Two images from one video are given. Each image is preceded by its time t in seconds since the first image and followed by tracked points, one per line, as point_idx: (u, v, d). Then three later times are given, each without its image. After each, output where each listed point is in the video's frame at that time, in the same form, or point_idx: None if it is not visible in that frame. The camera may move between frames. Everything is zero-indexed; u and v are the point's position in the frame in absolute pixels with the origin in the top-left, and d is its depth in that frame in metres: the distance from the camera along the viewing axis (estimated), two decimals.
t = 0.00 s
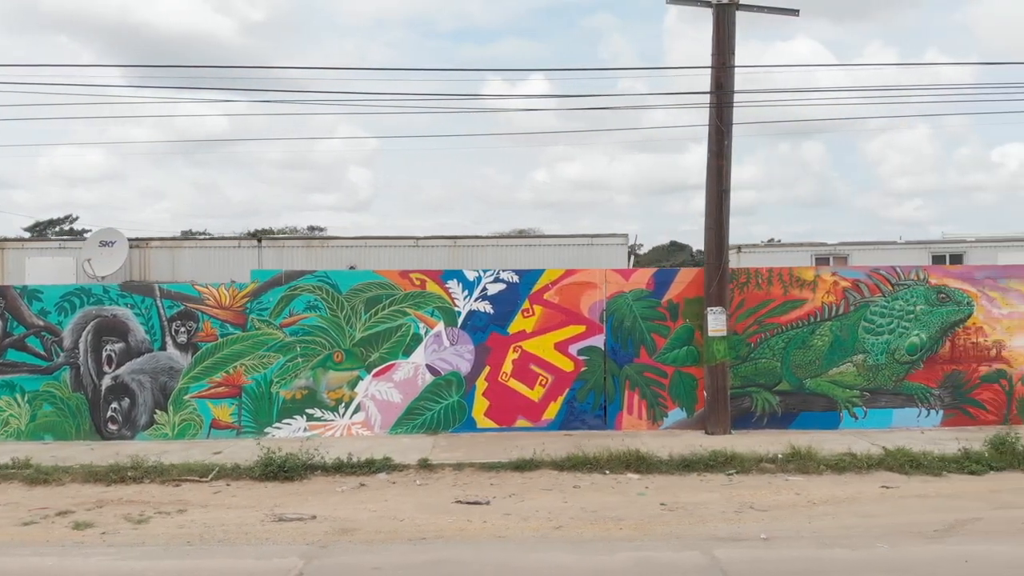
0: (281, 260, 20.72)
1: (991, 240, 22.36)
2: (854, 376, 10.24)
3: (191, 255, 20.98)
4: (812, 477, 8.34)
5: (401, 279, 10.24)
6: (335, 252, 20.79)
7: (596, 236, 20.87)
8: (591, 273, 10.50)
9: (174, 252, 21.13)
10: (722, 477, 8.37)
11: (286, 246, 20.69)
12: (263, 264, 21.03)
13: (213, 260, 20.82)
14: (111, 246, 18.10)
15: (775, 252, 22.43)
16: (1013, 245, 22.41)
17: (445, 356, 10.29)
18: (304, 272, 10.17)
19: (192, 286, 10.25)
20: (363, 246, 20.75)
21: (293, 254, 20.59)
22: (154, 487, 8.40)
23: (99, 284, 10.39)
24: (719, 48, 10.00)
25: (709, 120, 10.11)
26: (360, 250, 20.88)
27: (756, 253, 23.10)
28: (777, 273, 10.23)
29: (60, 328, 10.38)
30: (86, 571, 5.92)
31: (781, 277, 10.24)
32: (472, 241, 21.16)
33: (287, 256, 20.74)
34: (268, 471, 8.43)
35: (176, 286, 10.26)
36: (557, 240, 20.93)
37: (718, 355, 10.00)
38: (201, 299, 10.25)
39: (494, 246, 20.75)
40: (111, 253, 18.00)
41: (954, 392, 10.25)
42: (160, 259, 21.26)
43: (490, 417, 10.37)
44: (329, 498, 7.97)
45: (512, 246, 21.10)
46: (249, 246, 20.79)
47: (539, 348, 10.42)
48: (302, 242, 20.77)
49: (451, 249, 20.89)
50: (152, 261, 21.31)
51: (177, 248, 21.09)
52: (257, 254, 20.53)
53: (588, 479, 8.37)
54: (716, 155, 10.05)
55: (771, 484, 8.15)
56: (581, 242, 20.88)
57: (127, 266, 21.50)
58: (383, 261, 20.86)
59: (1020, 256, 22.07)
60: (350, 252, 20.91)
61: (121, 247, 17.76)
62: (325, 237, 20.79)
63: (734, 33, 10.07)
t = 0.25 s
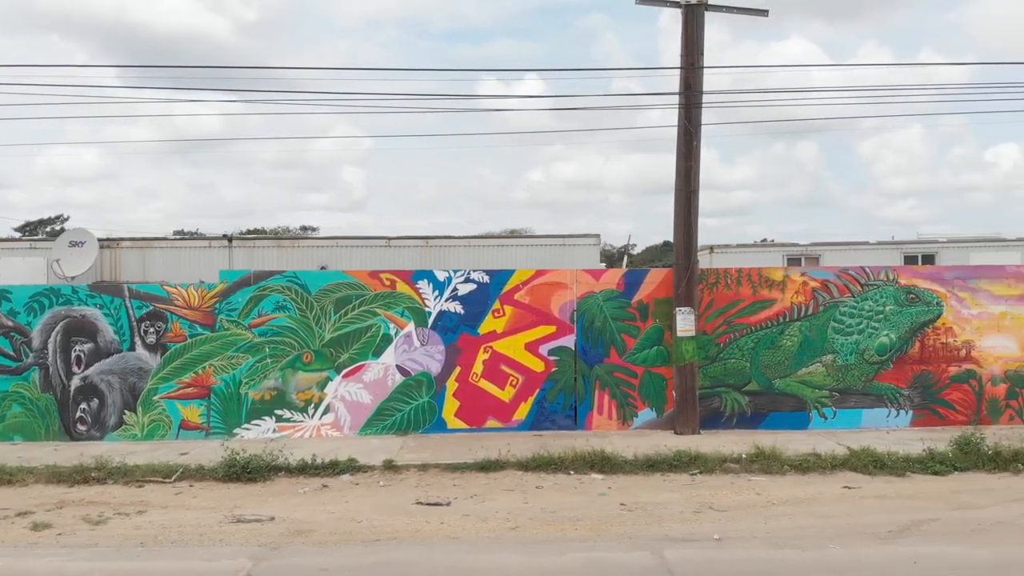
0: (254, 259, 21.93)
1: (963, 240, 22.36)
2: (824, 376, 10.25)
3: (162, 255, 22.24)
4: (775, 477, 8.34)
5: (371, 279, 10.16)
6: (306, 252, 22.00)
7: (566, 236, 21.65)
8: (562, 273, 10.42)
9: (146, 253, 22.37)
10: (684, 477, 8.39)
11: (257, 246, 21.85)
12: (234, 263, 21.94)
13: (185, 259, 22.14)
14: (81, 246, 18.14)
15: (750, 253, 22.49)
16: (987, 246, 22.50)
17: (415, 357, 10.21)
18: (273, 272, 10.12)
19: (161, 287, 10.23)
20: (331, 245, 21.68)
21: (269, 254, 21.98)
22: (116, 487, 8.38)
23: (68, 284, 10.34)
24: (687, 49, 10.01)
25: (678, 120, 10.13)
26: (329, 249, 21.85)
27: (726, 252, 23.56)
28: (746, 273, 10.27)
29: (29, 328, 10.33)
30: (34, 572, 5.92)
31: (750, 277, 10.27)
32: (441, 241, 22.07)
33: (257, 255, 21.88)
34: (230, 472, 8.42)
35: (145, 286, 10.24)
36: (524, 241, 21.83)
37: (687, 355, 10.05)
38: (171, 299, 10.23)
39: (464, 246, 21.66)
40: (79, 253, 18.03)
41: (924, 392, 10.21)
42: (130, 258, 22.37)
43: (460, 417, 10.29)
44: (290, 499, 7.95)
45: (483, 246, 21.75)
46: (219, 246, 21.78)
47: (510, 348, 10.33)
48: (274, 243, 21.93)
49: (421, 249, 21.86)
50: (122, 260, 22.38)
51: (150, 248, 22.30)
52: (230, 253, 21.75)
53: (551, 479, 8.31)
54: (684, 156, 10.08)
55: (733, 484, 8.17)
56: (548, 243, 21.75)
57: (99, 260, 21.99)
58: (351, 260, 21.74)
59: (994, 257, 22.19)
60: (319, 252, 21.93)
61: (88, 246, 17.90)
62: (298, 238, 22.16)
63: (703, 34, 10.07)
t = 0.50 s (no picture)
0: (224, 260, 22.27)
1: (939, 240, 22.33)
2: (794, 376, 10.28)
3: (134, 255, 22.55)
4: (739, 477, 8.33)
5: (341, 279, 10.08)
6: (277, 251, 22.14)
7: (540, 236, 22.06)
8: (533, 273, 10.35)
9: (118, 253, 22.66)
10: (649, 476, 8.40)
11: (228, 246, 22.15)
12: (206, 263, 22.17)
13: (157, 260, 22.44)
14: (52, 247, 18.23)
15: (724, 253, 22.55)
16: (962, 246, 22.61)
17: (386, 357, 10.13)
18: (242, 272, 10.10)
19: (132, 288, 10.22)
20: (303, 245, 21.98)
21: (239, 254, 22.15)
22: (80, 488, 8.38)
23: (38, 285, 10.26)
24: (657, 50, 10.01)
25: (648, 121, 10.14)
26: (300, 249, 22.14)
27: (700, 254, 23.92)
28: (716, 273, 10.32)
29: None
30: None
31: (720, 278, 10.31)
32: (415, 241, 22.31)
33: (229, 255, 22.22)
34: (195, 472, 8.43)
35: (115, 287, 10.22)
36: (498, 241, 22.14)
37: (657, 355, 10.06)
38: (141, 300, 10.21)
39: (439, 245, 21.83)
40: (51, 254, 18.10)
41: (894, 392, 10.19)
42: (103, 259, 22.61)
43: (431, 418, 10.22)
44: (252, 500, 7.93)
45: (457, 246, 22.13)
46: (191, 246, 22.05)
47: (482, 349, 10.26)
48: (246, 243, 22.12)
49: (396, 250, 22.10)
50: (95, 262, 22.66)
51: (122, 248, 22.61)
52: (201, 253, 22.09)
53: (515, 480, 8.29)
54: (654, 156, 10.09)
55: (696, 484, 8.17)
56: (525, 244, 22.05)
57: (69, 259, 22.15)
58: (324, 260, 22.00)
59: (969, 258, 22.31)
60: (291, 251, 22.22)
61: (58, 246, 17.97)
62: (268, 237, 21.98)
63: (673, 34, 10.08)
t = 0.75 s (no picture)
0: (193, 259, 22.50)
1: (904, 241, 22.59)
2: (762, 375, 10.31)
3: (103, 255, 22.77)
4: (701, 477, 8.34)
5: (309, 279, 10.02)
6: (245, 251, 22.38)
7: (512, 236, 22.31)
8: (503, 273, 10.25)
9: (87, 253, 22.82)
10: (611, 476, 8.37)
11: (197, 246, 22.43)
12: (176, 263, 22.37)
13: (126, 260, 22.64)
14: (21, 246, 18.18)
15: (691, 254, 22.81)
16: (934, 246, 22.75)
17: (355, 357, 10.06)
18: (210, 272, 10.09)
19: (100, 288, 10.17)
20: (272, 245, 22.20)
21: (206, 254, 22.33)
22: (42, 488, 8.36)
23: (6, 285, 10.19)
24: (624, 50, 9.98)
25: (616, 121, 10.11)
26: (269, 249, 22.40)
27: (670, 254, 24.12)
28: (684, 273, 10.35)
29: None
30: None
31: (688, 278, 10.34)
32: (385, 241, 22.56)
33: (197, 255, 22.46)
34: (157, 473, 8.42)
35: (83, 287, 10.17)
36: (467, 241, 22.39)
37: (625, 355, 10.07)
38: (109, 300, 10.18)
39: (409, 246, 22.09)
40: (19, 254, 18.00)
41: (862, 392, 10.21)
42: (72, 259, 22.75)
43: (400, 419, 10.14)
44: (212, 501, 7.92)
45: (429, 246, 22.37)
46: (161, 246, 22.26)
47: (451, 349, 10.19)
48: (214, 243, 22.32)
49: (365, 249, 22.34)
50: (66, 262, 22.84)
51: (91, 247, 22.78)
52: (170, 253, 22.33)
53: (477, 480, 8.24)
54: (621, 157, 10.06)
55: (658, 484, 8.17)
56: (495, 242, 22.31)
57: (37, 260, 22.21)
58: (293, 259, 22.24)
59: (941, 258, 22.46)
60: (260, 251, 22.47)
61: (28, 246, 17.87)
62: (236, 237, 22.34)
63: (640, 35, 10.05)
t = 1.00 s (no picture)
0: (162, 259, 22.60)
1: (873, 240, 22.77)
2: (728, 375, 10.35)
3: (72, 254, 22.77)
4: (662, 476, 8.35)
5: (275, 279, 9.98)
6: (213, 251, 22.52)
7: (481, 236, 22.47)
8: (471, 272, 10.15)
9: (55, 253, 22.80)
10: (572, 475, 8.34)
11: (166, 246, 22.55)
12: (143, 263, 22.52)
13: (94, 259, 22.70)
14: None
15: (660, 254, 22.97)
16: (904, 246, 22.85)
17: (322, 357, 9.99)
18: (177, 272, 10.08)
19: (67, 288, 10.13)
20: (241, 245, 22.36)
21: (175, 254, 22.44)
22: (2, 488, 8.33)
23: None
24: (591, 50, 9.94)
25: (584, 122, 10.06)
26: (238, 249, 22.55)
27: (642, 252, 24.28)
28: (652, 273, 10.38)
29: None
30: None
31: (656, 278, 10.37)
32: (355, 240, 22.72)
33: (166, 254, 22.56)
34: (118, 473, 8.40)
35: (49, 287, 10.13)
36: (438, 240, 22.55)
37: (592, 354, 10.00)
38: (76, 300, 10.15)
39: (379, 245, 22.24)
40: None
41: (828, 392, 10.22)
42: (41, 259, 22.76)
43: (367, 419, 10.06)
44: (171, 501, 7.90)
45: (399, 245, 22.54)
46: (130, 245, 22.32)
47: (419, 349, 10.11)
48: (183, 243, 22.46)
49: (335, 249, 22.51)
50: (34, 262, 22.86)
51: (59, 248, 22.77)
52: (139, 253, 22.41)
53: (438, 480, 8.16)
54: (588, 157, 9.99)
55: (618, 483, 8.15)
56: (466, 241, 22.50)
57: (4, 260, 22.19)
58: (262, 259, 22.39)
59: (910, 257, 22.55)
60: (230, 251, 22.60)
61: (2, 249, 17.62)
62: (205, 237, 22.48)
63: (608, 35, 10.01)
